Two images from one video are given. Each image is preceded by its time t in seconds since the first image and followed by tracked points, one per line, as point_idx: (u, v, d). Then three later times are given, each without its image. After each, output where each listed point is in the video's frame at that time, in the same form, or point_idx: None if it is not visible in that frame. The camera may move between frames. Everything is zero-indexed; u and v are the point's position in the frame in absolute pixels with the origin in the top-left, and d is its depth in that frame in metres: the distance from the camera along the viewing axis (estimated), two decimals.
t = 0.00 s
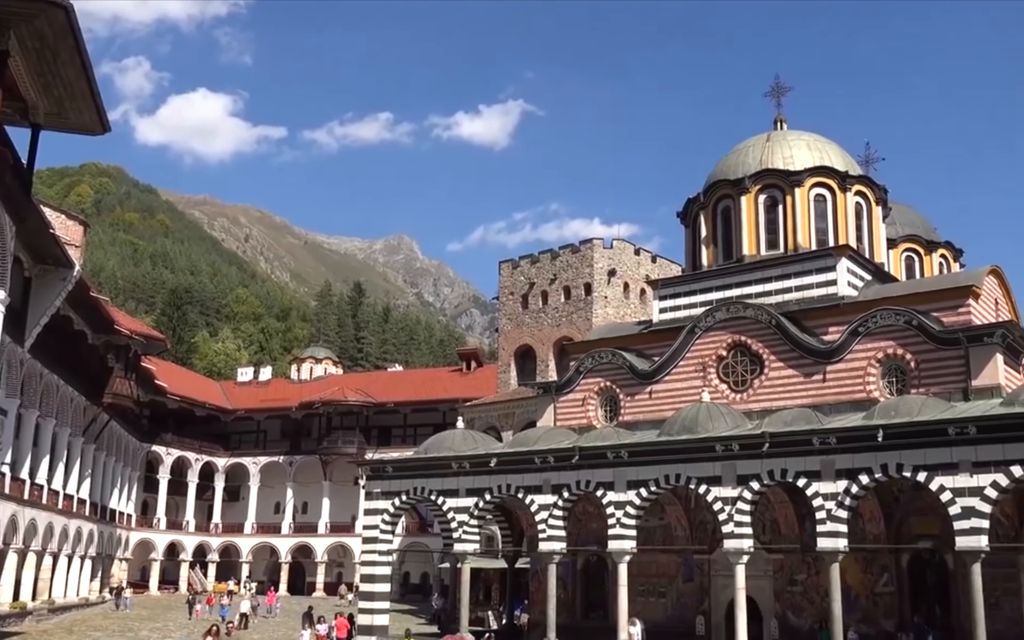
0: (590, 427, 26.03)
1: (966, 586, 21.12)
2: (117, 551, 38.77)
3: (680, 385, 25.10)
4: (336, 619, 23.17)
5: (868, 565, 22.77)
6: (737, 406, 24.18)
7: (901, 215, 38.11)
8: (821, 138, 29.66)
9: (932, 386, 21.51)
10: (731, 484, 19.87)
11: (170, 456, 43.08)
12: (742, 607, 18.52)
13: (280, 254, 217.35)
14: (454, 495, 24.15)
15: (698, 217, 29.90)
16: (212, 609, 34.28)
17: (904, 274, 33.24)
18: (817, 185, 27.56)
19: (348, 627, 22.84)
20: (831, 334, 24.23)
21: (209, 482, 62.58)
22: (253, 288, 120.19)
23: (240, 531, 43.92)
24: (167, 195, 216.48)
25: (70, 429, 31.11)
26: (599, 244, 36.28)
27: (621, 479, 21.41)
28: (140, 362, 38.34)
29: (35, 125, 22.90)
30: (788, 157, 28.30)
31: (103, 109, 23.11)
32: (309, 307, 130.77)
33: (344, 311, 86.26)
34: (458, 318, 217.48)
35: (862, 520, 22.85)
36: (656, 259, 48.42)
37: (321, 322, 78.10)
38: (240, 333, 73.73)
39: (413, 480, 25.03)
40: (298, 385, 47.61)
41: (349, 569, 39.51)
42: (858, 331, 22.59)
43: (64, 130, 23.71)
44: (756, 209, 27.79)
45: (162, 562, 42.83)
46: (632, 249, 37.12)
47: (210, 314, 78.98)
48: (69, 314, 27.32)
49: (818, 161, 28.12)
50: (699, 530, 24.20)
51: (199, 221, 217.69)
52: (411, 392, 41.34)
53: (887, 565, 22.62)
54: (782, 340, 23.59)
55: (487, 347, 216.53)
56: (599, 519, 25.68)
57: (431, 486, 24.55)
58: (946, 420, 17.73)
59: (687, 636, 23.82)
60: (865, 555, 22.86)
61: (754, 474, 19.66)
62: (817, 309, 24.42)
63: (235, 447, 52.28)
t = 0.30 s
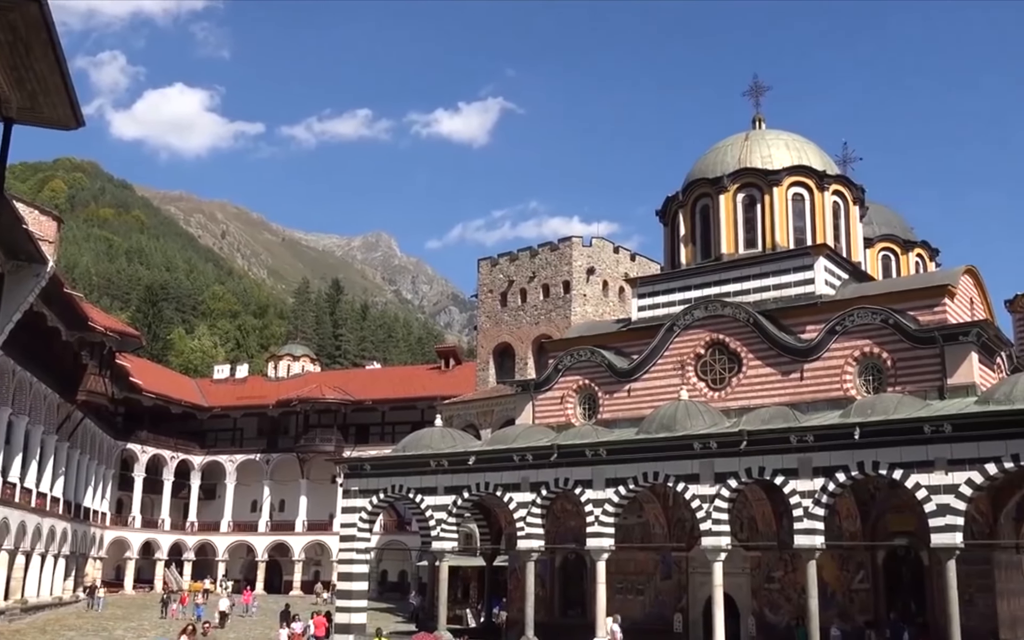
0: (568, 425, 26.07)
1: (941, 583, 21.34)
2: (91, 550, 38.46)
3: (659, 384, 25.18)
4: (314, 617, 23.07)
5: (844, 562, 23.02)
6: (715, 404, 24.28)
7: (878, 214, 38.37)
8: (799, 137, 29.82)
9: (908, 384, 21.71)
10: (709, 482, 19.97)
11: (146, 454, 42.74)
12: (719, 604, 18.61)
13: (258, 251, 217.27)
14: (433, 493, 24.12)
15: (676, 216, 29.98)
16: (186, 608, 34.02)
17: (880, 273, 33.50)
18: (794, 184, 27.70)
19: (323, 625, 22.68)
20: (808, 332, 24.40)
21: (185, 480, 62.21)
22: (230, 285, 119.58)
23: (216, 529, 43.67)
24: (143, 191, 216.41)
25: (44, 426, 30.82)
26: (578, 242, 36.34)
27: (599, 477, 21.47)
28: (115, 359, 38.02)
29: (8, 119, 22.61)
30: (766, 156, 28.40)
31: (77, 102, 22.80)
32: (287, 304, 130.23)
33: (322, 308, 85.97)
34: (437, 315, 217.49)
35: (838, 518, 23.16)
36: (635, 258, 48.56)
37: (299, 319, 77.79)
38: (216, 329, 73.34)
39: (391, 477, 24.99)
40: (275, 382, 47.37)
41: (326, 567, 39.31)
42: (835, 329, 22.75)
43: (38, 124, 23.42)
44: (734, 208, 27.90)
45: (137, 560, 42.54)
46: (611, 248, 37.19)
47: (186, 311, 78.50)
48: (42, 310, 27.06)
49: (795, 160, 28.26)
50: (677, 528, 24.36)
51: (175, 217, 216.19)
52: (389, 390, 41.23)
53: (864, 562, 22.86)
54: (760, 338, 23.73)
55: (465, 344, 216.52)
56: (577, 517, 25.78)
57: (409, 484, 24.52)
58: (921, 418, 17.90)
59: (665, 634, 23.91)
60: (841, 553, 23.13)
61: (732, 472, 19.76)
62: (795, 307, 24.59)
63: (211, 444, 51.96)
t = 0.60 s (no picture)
0: (547, 422, 26.09)
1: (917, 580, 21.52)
2: (65, 549, 38.09)
3: (637, 381, 25.24)
4: (292, 616, 22.96)
5: (821, 559, 23.19)
6: (693, 402, 24.37)
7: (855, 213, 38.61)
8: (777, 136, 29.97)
9: (885, 382, 21.88)
10: (687, 479, 20.05)
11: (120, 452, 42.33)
12: (698, 601, 18.65)
13: (233, 248, 217.54)
14: (411, 491, 24.08)
15: (655, 214, 30.02)
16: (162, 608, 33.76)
17: (858, 272, 33.72)
18: (772, 183, 27.83)
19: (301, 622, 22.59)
20: (786, 330, 24.54)
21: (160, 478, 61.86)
22: (208, 282, 118.95)
23: (192, 528, 43.38)
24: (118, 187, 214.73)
25: (17, 424, 30.51)
26: (557, 240, 36.37)
27: (578, 474, 21.50)
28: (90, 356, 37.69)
29: None
30: (745, 155, 28.51)
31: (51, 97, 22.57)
32: (264, 301, 129.64)
33: (300, 305, 85.66)
34: (415, 313, 217.47)
35: (815, 514, 23.43)
36: (614, 255, 48.70)
37: (276, 315, 77.41)
38: (192, 326, 72.90)
39: (369, 475, 24.92)
40: (252, 379, 47.11)
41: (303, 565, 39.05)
42: (813, 327, 22.85)
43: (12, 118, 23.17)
44: (713, 206, 27.99)
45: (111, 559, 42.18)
46: (590, 246, 37.25)
47: (162, 308, 78.01)
48: (16, 307, 26.78)
49: (774, 159, 28.38)
50: (655, 525, 24.50)
51: (150, 213, 214.60)
52: (366, 387, 41.10)
53: (840, 558, 22.98)
54: (738, 336, 23.84)
55: (444, 341, 216.44)
56: (556, 515, 25.86)
57: (387, 482, 24.45)
58: (897, 415, 18.02)
59: (644, 631, 23.94)
60: (818, 550, 23.28)
61: (709, 469, 19.87)
62: (773, 306, 24.73)
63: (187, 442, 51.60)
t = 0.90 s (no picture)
0: (526, 420, 26.09)
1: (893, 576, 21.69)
2: (39, 548, 37.71)
3: (616, 379, 25.29)
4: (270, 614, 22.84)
5: (799, 556, 23.36)
6: (672, 400, 24.45)
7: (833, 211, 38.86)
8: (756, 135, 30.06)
9: (862, 380, 22.04)
10: (666, 477, 20.12)
11: (95, 450, 41.97)
12: (676, 599, 18.71)
13: (210, 244, 217.45)
14: (389, 489, 24.02)
15: (634, 212, 30.06)
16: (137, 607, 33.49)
17: (835, 270, 33.95)
18: (751, 182, 27.93)
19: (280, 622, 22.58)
20: (764, 329, 24.67)
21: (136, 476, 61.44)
22: (184, 279, 118.28)
23: (168, 526, 43.07)
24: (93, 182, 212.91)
25: None
26: (537, 237, 36.39)
27: (557, 472, 21.51)
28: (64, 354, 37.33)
29: None
30: (724, 154, 28.60)
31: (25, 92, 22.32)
32: (242, 297, 129.07)
33: (278, 302, 85.29)
34: (394, 310, 217.50)
35: (793, 512, 23.53)
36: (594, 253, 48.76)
37: (254, 312, 77.05)
38: (169, 323, 72.49)
39: (347, 473, 24.83)
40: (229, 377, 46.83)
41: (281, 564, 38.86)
42: (791, 326, 23.02)
43: None
44: (692, 205, 28.07)
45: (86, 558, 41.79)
46: (569, 243, 37.29)
47: (139, 305, 77.48)
48: None
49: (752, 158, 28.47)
50: (634, 523, 24.58)
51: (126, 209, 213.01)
52: (344, 385, 40.95)
53: (818, 555, 23.18)
54: (717, 335, 23.93)
55: (422, 338, 216.31)
56: (535, 513, 25.87)
57: (366, 480, 24.37)
58: (874, 413, 18.18)
59: (623, 628, 24.01)
60: (795, 547, 23.45)
61: (688, 467, 19.96)
62: (752, 304, 24.85)
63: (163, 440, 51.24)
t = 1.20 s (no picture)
0: (506, 419, 26.09)
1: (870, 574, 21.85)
2: (12, 548, 37.32)
3: (596, 378, 25.34)
4: (248, 613, 22.71)
5: (777, 554, 23.52)
6: (651, 398, 24.52)
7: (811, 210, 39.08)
8: (735, 135, 30.19)
9: (840, 379, 22.19)
10: (645, 475, 20.19)
11: (70, 448, 41.58)
12: (655, 596, 18.77)
13: (188, 241, 217.47)
14: (368, 487, 23.97)
15: (615, 210, 30.10)
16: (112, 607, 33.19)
17: (814, 270, 34.15)
18: (731, 181, 28.02)
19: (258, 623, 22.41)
20: (743, 328, 24.79)
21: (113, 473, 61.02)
22: (161, 276, 117.60)
23: (144, 525, 42.75)
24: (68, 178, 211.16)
25: None
26: (516, 236, 36.41)
27: (536, 471, 21.52)
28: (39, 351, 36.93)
29: None
30: (703, 153, 28.68)
31: None
32: (220, 294, 128.55)
33: (256, 300, 84.96)
34: (374, 308, 217.51)
35: (771, 510, 23.63)
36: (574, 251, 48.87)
37: (232, 310, 76.70)
38: (146, 320, 72.02)
39: (325, 471, 24.74)
40: (206, 374, 46.51)
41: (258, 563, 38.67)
42: (770, 325, 23.15)
43: None
44: (672, 204, 28.13)
45: (61, 557, 41.40)
46: (549, 241, 37.33)
47: (115, 302, 76.97)
48: None
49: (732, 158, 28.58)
50: (613, 521, 24.66)
51: (102, 205, 211.40)
52: (323, 383, 40.79)
53: (795, 553, 23.32)
54: (696, 334, 24.03)
55: (401, 336, 216.13)
56: (514, 511, 25.90)
57: (344, 478, 24.30)
58: (852, 412, 18.32)
59: (602, 626, 24.09)
60: (773, 545, 23.58)
61: (667, 466, 20.02)
62: (730, 304, 24.97)
63: (139, 438, 50.89)
